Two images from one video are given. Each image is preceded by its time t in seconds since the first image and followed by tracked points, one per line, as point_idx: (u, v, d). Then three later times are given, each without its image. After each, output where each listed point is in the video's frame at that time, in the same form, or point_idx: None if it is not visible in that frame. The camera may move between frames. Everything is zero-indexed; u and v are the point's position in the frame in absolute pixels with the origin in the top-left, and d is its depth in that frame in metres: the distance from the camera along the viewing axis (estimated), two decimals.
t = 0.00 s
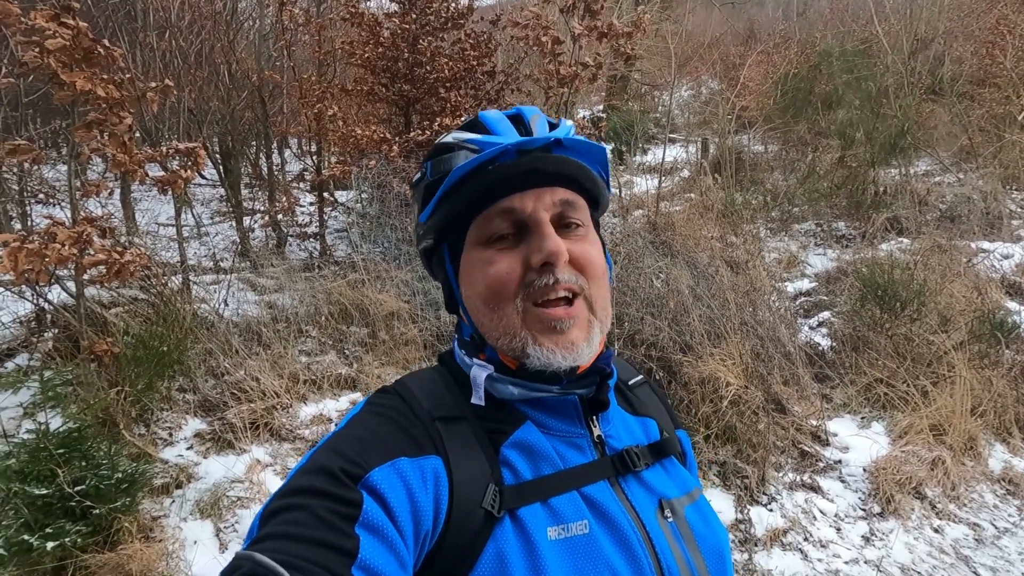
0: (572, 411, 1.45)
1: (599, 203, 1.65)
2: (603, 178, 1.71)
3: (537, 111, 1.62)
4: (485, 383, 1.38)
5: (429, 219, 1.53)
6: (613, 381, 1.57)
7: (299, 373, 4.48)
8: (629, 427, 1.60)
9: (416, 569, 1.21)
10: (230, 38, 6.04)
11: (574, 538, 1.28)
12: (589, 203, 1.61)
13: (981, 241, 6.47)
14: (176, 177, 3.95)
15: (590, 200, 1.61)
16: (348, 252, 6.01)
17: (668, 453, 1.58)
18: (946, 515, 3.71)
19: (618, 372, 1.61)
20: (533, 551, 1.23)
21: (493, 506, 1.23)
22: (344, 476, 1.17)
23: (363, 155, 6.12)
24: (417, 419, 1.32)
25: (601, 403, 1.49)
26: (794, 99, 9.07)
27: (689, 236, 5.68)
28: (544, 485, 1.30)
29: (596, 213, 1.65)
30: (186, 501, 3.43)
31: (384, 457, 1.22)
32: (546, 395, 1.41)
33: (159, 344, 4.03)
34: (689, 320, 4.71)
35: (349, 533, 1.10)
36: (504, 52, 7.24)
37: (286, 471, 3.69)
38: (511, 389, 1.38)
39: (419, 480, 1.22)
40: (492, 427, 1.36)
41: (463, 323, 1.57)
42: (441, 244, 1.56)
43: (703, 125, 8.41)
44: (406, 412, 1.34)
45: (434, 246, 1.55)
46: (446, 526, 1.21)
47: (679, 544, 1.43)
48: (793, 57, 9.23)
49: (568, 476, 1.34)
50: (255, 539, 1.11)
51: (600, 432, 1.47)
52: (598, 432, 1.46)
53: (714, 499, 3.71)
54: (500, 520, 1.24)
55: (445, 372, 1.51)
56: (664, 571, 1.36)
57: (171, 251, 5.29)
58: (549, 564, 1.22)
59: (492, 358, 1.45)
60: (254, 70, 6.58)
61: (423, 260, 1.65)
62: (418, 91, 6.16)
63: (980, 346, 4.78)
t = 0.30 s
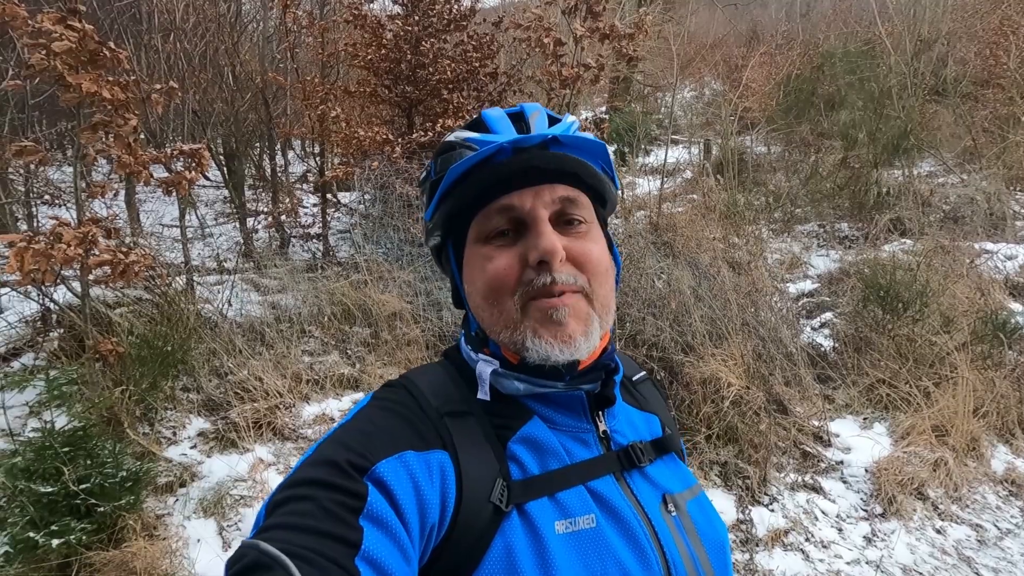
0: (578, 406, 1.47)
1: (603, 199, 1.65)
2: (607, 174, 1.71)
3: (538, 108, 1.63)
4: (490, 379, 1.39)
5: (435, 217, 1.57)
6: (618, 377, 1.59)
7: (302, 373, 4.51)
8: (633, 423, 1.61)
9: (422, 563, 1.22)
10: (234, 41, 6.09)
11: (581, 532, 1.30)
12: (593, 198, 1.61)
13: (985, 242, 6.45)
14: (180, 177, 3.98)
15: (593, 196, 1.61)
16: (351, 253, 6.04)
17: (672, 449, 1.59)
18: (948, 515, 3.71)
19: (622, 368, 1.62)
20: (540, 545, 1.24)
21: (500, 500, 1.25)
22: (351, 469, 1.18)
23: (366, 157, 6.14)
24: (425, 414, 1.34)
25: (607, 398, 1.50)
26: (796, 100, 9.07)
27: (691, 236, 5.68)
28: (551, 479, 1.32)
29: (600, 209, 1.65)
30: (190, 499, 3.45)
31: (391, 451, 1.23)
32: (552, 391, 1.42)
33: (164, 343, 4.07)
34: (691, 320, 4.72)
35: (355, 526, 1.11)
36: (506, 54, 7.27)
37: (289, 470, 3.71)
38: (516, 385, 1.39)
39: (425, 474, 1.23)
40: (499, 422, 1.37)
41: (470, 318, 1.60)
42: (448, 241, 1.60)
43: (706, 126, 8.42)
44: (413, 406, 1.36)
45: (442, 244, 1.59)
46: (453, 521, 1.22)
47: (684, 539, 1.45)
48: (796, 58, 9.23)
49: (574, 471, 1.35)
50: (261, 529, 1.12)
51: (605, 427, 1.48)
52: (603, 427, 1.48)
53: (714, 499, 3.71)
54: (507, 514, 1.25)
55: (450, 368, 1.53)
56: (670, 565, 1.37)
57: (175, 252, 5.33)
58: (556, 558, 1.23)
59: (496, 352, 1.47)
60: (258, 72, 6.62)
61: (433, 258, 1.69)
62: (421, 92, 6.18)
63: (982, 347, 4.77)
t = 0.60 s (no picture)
0: (576, 408, 1.46)
1: (599, 200, 1.65)
2: (602, 175, 1.70)
3: (532, 111, 1.63)
4: (488, 380, 1.39)
5: (431, 220, 1.57)
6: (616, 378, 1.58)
7: (306, 372, 4.52)
8: (631, 424, 1.60)
9: (421, 565, 1.22)
10: (239, 41, 6.11)
11: (579, 534, 1.30)
12: (589, 199, 1.61)
13: (993, 243, 6.39)
14: (186, 178, 4.00)
15: (588, 198, 1.61)
16: (355, 253, 6.06)
17: (670, 450, 1.59)
18: (955, 518, 3.68)
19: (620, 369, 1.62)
20: (539, 546, 1.24)
21: (499, 502, 1.25)
22: (350, 471, 1.18)
23: (370, 157, 6.16)
24: (423, 415, 1.34)
25: (605, 400, 1.50)
26: (803, 99, 9.02)
27: (695, 237, 5.66)
28: (549, 481, 1.32)
29: (596, 210, 1.65)
30: (195, 498, 3.47)
31: (390, 452, 1.23)
32: (550, 392, 1.42)
33: (170, 343, 4.11)
34: (695, 321, 4.70)
35: (354, 529, 1.11)
36: (511, 54, 7.26)
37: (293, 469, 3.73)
38: (514, 385, 1.39)
39: (424, 476, 1.23)
40: (498, 424, 1.37)
41: (467, 320, 1.60)
42: (444, 243, 1.60)
43: (711, 126, 8.38)
44: (411, 408, 1.36)
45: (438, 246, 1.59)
46: (452, 523, 1.22)
47: (683, 540, 1.44)
48: (802, 57, 9.18)
49: (573, 473, 1.35)
50: (260, 532, 1.13)
51: (603, 429, 1.48)
52: (601, 429, 1.48)
53: (718, 501, 3.70)
54: (505, 516, 1.25)
55: (449, 369, 1.53)
56: (668, 566, 1.37)
57: (181, 252, 5.36)
58: (555, 559, 1.23)
59: (494, 354, 1.46)
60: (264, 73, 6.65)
61: (431, 260, 1.69)
62: (425, 93, 6.20)
63: (990, 348, 4.73)
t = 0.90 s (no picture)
0: (576, 411, 1.46)
1: (595, 201, 1.64)
2: (598, 175, 1.69)
3: (526, 112, 1.62)
4: (486, 383, 1.39)
5: (428, 223, 1.57)
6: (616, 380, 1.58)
7: (302, 373, 4.51)
8: (632, 427, 1.60)
9: (419, 568, 1.21)
10: (235, 41, 6.09)
11: (578, 537, 1.29)
12: (584, 201, 1.60)
13: (988, 243, 6.42)
14: (181, 178, 3.98)
15: (584, 198, 1.60)
16: (352, 253, 6.04)
17: (671, 454, 1.59)
18: (951, 517, 3.69)
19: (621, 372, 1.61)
20: (537, 549, 1.23)
21: (498, 505, 1.24)
22: (349, 471, 1.18)
23: (367, 157, 6.14)
24: (423, 417, 1.33)
25: (605, 402, 1.49)
26: (799, 100, 9.05)
27: (692, 237, 5.67)
28: (548, 485, 1.31)
29: (593, 211, 1.64)
30: (190, 499, 3.46)
31: (389, 454, 1.23)
32: (549, 395, 1.42)
33: (165, 344, 4.08)
34: (692, 321, 4.70)
35: (352, 530, 1.10)
36: (508, 54, 7.26)
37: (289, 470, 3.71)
38: (513, 388, 1.38)
39: (423, 478, 1.23)
40: (498, 426, 1.36)
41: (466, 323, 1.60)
42: (441, 247, 1.59)
43: (708, 126, 8.39)
44: (411, 410, 1.35)
45: (436, 250, 1.58)
46: (450, 525, 1.22)
47: (683, 544, 1.44)
48: (798, 58, 9.20)
49: (572, 476, 1.35)
50: (258, 532, 1.12)
51: (604, 432, 1.47)
52: (602, 432, 1.47)
53: (714, 500, 3.71)
54: (504, 519, 1.24)
55: (448, 371, 1.52)
56: (667, 570, 1.36)
57: (176, 252, 5.34)
58: (553, 563, 1.23)
59: (492, 357, 1.46)
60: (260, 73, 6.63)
61: (429, 263, 1.69)
62: (422, 93, 6.19)
63: (985, 348, 4.76)
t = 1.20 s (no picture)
0: (577, 416, 1.46)
1: (599, 206, 1.64)
2: (602, 180, 1.70)
3: (531, 119, 1.63)
4: (488, 388, 1.39)
5: (432, 225, 1.58)
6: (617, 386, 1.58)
7: (297, 378, 4.48)
8: (632, 433, 1.59)
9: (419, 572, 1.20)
10: (230, 45, 6.08)
11: (578, 543, 1.28)
12: (588, 207, 1.60)
13: (979, 248, 6.48)
14: (175, 183, 3.97)
15: (588, 204, 1.60)
16: (347, 258, 6.03)
17: (671, 461, 1.58)
18: (945, 521, 3.70)
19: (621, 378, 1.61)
20: (537, 554, 1.23)
21: (498, 510, 1.23)
22: (350, 476, 1.17)
23: (362, 162, 6.15)
24: (424, 421, 1.33)
25: (606, 408, 1.49)
26: (791, 105, 9.12)
27: (687, 242, 5.69)
28: (548, 490, 1.31)
29: (596, 217, 1.65)
30: (183, 506, 3.42)
31: (390, 458, 1.22)
32: (550, 400, 1.41)
33: (158, 349, 4.04)
34: (687, 326, 4.72)
35: (352, 534, 1.09)
36: (503, 60, 7.28)
37: (284, 477, 3.68)
38: (513, 393, 1.39)
39: (423, 482, 1.22)
40: (498, 431, 1.36)
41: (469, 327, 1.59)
42: (446, 250, 1.60)
43: (702, 131, 8.43)
44: (412, 414, 1.35)
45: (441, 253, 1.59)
46: (451, 530, 1.21)
47: (682, 551, 1.43)
48: (791, 64, 9.28)
49: (572, 481, 1.34)
50: (259, 536, 1.12)
51: (605, 437, 1.47)
52: (602, 437, 1.46)
53: (711, 505, 3.70)
54: (504, 524, 1.24)
55: (449, 374, 1.52)
56: None
57: (170, 257, 5.32)
58: (553, 568, 1.22)
59: (494, 360, 1.45)
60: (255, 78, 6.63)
61: (433, 267, 1.69)
62: (417, 98, 6.20)
63: (977, 352, 4.79)
